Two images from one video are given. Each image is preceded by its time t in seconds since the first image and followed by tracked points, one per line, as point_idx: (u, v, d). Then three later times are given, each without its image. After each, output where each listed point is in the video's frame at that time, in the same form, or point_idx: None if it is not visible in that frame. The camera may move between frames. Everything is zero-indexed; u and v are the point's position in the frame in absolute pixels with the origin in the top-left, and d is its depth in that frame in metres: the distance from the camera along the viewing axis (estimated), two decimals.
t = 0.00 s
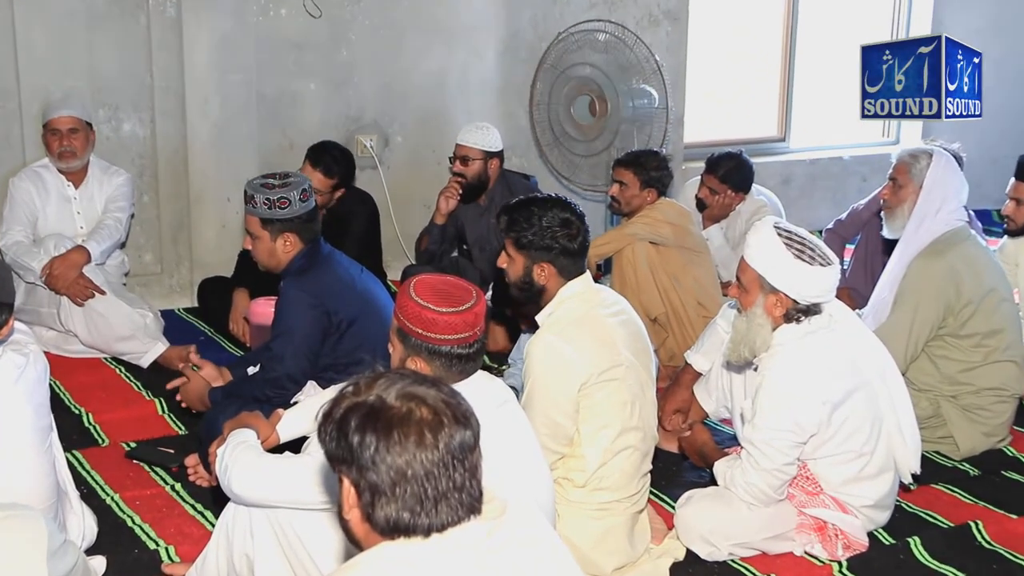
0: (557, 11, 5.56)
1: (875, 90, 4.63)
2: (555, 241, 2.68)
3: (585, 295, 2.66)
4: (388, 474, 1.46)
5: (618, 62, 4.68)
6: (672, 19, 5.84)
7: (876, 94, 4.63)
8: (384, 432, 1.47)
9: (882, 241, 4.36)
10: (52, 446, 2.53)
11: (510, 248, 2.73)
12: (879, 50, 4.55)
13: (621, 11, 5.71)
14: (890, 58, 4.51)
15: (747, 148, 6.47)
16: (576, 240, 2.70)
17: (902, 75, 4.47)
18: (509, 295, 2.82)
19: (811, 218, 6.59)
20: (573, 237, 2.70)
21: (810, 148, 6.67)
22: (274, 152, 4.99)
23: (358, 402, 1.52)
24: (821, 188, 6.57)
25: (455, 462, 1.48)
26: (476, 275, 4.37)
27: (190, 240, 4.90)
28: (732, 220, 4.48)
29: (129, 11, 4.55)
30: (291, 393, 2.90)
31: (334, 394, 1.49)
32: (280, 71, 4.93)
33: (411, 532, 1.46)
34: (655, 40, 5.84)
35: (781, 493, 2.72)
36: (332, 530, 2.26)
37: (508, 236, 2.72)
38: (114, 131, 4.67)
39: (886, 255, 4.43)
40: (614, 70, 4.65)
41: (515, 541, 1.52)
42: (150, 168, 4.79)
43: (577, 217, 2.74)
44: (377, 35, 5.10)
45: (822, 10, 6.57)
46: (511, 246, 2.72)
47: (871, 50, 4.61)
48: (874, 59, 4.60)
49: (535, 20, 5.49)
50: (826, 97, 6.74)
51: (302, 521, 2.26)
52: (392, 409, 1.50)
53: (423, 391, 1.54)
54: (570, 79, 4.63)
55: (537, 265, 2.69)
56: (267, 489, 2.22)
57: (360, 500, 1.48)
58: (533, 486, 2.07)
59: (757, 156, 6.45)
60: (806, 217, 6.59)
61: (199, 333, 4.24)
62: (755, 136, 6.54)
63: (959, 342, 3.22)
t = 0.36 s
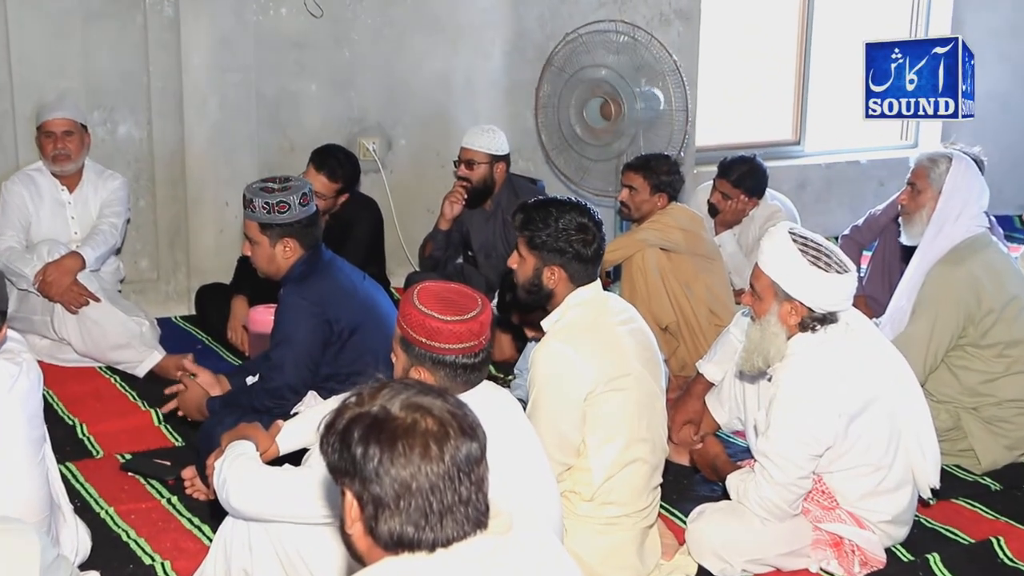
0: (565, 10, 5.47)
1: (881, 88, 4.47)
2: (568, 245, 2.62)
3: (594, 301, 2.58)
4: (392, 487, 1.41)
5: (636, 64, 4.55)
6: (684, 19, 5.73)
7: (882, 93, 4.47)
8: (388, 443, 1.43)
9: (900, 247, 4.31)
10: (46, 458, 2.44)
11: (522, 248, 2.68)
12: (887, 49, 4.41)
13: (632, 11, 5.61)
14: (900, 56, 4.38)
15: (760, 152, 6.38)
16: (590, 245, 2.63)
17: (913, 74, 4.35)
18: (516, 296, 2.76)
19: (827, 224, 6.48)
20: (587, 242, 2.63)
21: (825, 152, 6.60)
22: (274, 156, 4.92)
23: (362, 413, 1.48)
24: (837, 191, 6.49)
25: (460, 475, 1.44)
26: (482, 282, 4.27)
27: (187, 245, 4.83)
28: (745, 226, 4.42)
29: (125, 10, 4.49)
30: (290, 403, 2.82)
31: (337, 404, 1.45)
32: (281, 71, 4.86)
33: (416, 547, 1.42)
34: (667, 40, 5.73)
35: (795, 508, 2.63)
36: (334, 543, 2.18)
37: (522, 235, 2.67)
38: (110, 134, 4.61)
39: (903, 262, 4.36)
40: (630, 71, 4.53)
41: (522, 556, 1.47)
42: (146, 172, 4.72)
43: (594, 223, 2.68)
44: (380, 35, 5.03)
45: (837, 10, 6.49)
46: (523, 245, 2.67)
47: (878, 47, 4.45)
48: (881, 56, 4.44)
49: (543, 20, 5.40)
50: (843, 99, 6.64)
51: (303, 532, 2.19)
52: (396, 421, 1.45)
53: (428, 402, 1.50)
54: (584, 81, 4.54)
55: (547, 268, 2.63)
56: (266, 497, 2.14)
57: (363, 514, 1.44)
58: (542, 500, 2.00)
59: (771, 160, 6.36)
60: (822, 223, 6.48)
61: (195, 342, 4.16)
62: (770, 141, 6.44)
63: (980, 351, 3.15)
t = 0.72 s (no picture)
0: (573, 15, 5.40)
1: (891, 88, 4.38)
2: (575, 255, 2.56)
3: (602, 315, 2.51)
4: (396, 504, 1.36)
5: (652, 71, 4.46)
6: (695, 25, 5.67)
7: (892, 92, 4.37)
8: (392, 460, 1.38)
9: (916, 259, 4.24)
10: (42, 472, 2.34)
11: (529, 259, 2.62)
12: (901, 46, 4.36)
13: (642, 17, 5.55)
14: (914, 55, 4.36)
15: (772, 161, 6.29)
16: (598, 257, 2.57)
17: (926, 74, 4.38)
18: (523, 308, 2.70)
19: (841, 235, 6.40)
20: (594, 254, 2.57)
21: (839, 161, 6.51)
22: (275, 165, 4.86)
23: (367, 429, 1.42)
24: (851, 200, 6.40)
25: (466, 492, 1.39)
26: (487, 295, 4.21)
27: (185, 256, 4.77)
28: (757, 238, 4.36)
29: (123, 16, 4.44)
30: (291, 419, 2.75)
31: (340, 420, 1.40)
32: (281, 79, 4.80)
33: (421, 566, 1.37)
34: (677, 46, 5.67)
35: (810, 526, 2.55)
36: (337, 562, 2.13)
37: (528, 243, 2.63)
38: (106, 142, 4.55)
39: (920, 274, 4.29)
40: (645, 79, 4.46)
41: None
42: (144, 181, 4.66)
43: (602, 235, 2.63)
44: (383, 41, 4.97)
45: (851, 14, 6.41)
46: (529, 254, 2.62)
47: (890, 44, 4.37)
48: (892, 54, 4.38)
49: (551, 26, 5.34)
50: (855, 107, 6.57)
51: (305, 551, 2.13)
52: (400, 437, 1.40)
53: (433, 417, 1.44)
54: (595, 89, 4.50)
55: (552, 278, 2.58)
56: (266, 516, 2.07)
57: (367, 532, 1.39)
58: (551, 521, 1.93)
59: (784, 170, 6.27)
60: (836, 233, 6.40)
61: (194, 356, 4.09)
62: (783, 150, 6.36)
63: (1000, 368, 3.11)
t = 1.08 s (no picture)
0: (581, 18, 5.33)
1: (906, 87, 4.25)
2: (593, 255, 2.51)
3: (612, 326, 2.43)
4: (401, 520, 1.28)
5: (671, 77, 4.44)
6: (707, 27, 5.61)
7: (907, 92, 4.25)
8: (396, 474, 1.30)
9: (935, 268, 4.18)
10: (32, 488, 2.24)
11: (547, 255, 2.57)
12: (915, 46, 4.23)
13: (652, 18, 5.48)
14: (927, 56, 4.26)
15: (787, 167, 6.20)
16: (616, 263, 2.51)
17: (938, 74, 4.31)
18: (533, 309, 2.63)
19: (858, 243, 6.33)
20: (612, 260, 2.51)
21: (855, 167, 6.43)
22: (276, 171, 4.79)
23: (370, 441, 1.34)
24: (869, 206, 6.35)
25: (472, 507, 1.31)
26: (493, 304, 4.15)
27: (182, 264, 4.70)
28: (769, 246, 4.29)
29: (120, 18, 4.37)
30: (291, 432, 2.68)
31: (342, 434, 1.32)
32: (282, 82, 4.73)
33: None
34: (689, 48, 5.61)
35: (826, 544, 2.47)
36: None
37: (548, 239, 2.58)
38: (102, 148, 4.48)
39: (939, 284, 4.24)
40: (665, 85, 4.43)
41: None
42: (140, 186, 4.59)
43: (625, 241, 2.57)
44: (386, 43, 4.90)
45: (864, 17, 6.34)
46: (547, 250, 2.57)
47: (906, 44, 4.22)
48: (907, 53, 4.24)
49: (559, 28, 5.27)
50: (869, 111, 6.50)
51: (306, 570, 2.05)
52: (405, 450, 1.32)
53: (438, 429, 1.37)
54: (612, 92, 4.47)
55: (565, 275, 2.52)
56: (264, 532, 1.99)
57: (369, 549, 1.31)
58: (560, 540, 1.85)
59: (799, 176, 6.18)
60: (853, 241, 6.33)
61: (192, 367, 4.03)
62: (799, 156, 6.28)
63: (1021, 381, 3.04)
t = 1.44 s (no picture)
0: (588, 21, 5.29)
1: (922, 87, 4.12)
2: (605, 256, 2.48)
3: (618, 332, 2.39)
4: (405, 529, 1.24)
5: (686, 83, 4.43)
6: (716, 30, 5.57)
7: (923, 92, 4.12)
8: (401, 482, 1.26)
9: (949, 276, 4.15)
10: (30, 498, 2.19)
11: (560, 257, 2.55)
12: (932, 46, 4.12)
13: (660, 21, 5.44)
14: (943, 56, 4.16)
15: (796, 172, 6.15)
16: (627, 268, 2.47)
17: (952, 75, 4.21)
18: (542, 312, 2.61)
19: (870, 250, 6.28)
20: (624, 264, 2.48)
21: (866, 172, 6.37)
22: (277, 176, 4.75)
23: (375, 449, 1.30)
24: (881, 213, 6.30)
25: (478, 517, 1.26)
26: (497, 311, 4.12)
27: (182, 270, 4.66)
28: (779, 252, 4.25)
29: (119, 20, 4.33)
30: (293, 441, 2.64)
31: (345, 442, 1.27)
32: (283, 86, 4.69)
33: None
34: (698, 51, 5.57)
35: (837, 556, 2.43)
36: None
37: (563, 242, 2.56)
38: (101, 152, 4.44)
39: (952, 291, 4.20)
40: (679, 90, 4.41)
41: None
42: (139, 191, 4.55)
43: (640, 246, 2.53)
44: (389, 45, 4.86)
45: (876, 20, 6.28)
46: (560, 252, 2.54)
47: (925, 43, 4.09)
48: (925, 53, 4.12)
49: (566, 30, 5.22)
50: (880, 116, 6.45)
51: None
52: (410, 458, 1.28)
53: (443, 438, 1.32)
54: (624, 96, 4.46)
55: (576, 276, 2.48)
56: (264, 543, 1.94)
57: (373, 560, 1.26)
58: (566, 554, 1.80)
59: (809, 181, 6.13)
60: (865, 247, 6.28)
61: (192, 375, 3.99)
62: (811, 162, 6.23)
63: None
